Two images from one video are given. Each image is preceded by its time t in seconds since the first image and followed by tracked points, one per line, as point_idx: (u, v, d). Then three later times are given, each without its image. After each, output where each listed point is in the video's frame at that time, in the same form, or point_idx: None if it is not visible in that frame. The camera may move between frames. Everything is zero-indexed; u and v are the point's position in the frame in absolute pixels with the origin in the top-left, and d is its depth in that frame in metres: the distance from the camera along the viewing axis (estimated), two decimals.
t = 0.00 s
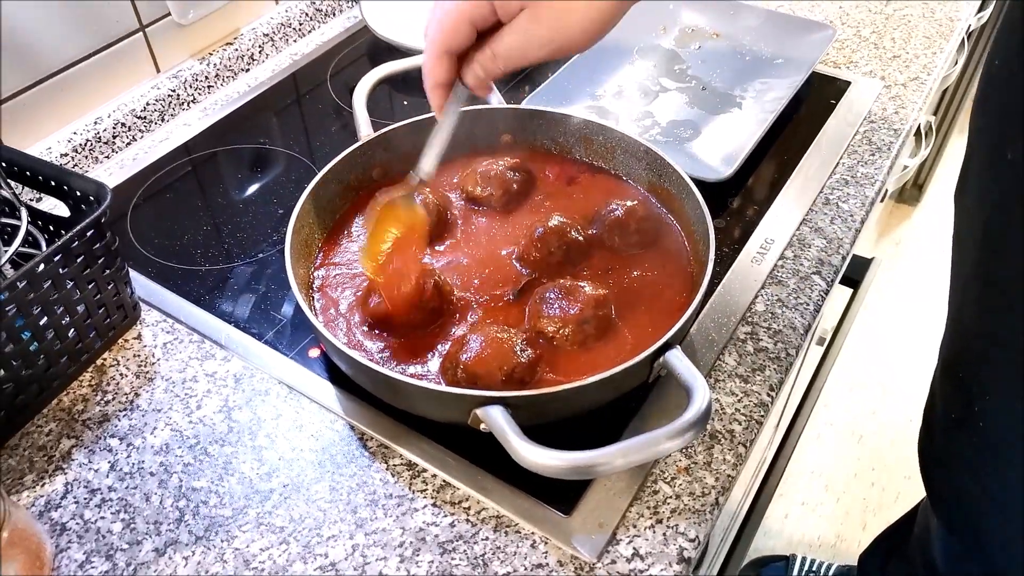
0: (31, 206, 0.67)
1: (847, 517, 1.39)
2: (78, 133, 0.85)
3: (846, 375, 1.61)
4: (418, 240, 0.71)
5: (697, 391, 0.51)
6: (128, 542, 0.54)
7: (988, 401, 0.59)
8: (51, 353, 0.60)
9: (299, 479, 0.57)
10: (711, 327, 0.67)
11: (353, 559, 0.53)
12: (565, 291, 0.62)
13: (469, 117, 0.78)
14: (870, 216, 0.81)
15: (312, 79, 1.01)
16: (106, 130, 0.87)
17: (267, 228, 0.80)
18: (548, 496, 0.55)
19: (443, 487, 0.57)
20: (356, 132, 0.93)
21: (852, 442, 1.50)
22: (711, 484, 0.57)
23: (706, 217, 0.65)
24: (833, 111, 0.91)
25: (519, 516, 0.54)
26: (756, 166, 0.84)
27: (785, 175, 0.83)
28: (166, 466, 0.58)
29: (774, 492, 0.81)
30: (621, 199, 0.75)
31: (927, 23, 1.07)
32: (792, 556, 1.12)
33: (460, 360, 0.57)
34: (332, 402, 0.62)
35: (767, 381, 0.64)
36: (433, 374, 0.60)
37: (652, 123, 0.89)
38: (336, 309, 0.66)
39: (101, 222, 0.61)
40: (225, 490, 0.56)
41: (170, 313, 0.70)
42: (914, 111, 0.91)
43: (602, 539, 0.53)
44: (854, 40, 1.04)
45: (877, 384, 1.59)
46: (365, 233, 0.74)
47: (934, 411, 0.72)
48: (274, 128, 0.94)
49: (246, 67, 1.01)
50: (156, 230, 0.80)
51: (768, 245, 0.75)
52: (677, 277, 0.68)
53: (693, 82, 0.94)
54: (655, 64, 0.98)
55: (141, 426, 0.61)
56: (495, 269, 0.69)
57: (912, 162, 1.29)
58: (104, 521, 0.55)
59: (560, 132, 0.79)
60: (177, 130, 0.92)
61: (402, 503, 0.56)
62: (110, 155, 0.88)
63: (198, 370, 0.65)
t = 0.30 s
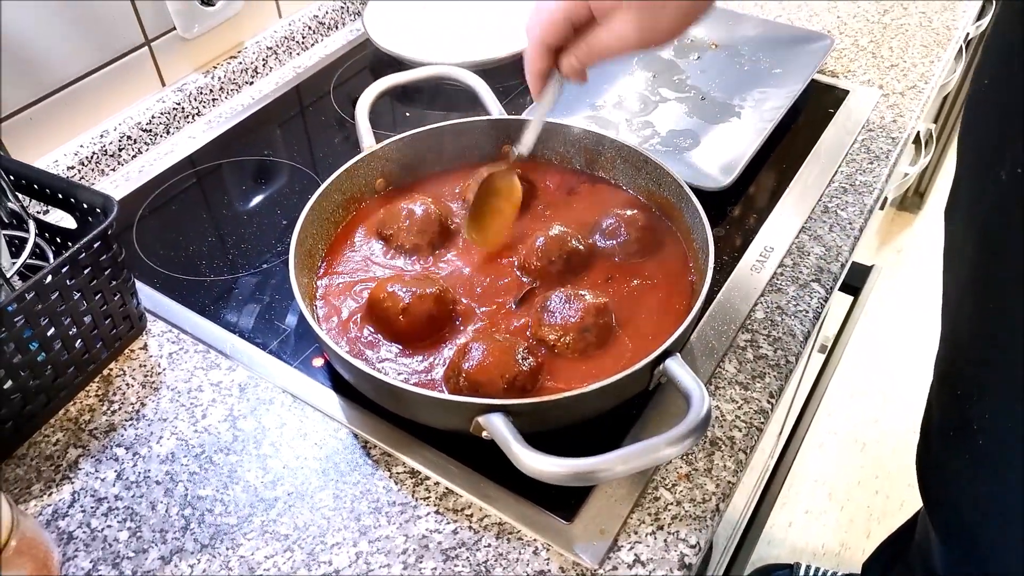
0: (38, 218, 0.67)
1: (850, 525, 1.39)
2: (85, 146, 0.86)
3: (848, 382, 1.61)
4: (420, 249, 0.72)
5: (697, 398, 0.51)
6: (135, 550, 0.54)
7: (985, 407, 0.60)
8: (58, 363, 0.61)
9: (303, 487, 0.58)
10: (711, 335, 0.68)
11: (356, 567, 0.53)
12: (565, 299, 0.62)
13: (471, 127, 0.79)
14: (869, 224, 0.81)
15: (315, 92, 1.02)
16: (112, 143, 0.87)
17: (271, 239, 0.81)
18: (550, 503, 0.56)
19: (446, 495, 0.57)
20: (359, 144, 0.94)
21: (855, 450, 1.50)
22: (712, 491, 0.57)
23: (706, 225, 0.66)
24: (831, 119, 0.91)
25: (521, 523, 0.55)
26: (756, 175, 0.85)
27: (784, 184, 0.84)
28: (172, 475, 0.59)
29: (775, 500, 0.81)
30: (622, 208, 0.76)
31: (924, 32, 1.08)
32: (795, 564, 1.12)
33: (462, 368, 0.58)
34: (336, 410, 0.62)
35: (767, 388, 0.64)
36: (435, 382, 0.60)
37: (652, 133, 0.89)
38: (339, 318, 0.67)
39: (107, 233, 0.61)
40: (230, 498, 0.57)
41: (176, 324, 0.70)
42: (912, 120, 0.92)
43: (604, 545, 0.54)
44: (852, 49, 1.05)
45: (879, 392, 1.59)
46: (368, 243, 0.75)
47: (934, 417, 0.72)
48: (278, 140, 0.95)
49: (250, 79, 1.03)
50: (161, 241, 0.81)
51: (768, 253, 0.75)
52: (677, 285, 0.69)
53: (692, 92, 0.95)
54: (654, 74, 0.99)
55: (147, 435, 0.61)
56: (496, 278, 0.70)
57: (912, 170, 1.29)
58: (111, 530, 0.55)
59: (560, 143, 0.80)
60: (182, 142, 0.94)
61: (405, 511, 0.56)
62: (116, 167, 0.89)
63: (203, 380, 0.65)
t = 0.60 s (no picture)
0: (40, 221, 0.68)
1: (849, 528, 1.40)
2: (86, 150, 0.87)
3: (845, 385, 1.62)
4: (417, 252, 0.72)
5: (692, 397, 0.52)
6: (136, 549, 0.55)
7: (976, 406, 0.61)
8: (60, 364, 0.61)
9: (302, 486, 0.58)
10: (707, 336, 0.68)
11: (355, 565, 0.54)
12: (562, 300, 0.63)
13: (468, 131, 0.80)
14: (863, 226, 0.82)
15: (314, 96, 1.03)
16: (113, 147, 0.88)
17: (270, 241, 0.82)
18: (546, 502, 0.56)
19: (444, 494, 0.58)
20: (357, 148, 0.95)
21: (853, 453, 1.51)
22: (707, 489, 0.58)
23: (701, 227, 0.67)
24: (826, 122, 0.92)
25: (518, 521, 0.56)
26: (751, 177, 0.86)
27: (778, 186, 0.84)
28: (173, 475, 0.59)
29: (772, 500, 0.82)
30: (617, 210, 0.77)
31: (918, 36, 1.09)
32: (793, 566, 1.12)
33: (460, 368, 0.58)
34: (335, 411, 0.63)
35: (762, 387, 0.65)
36: (432, 382, 0.61)
37: (648, 136, 0.90)
38: (338, 319, 0.67)
39: (108, 236, 0.62)
40: (230, 497, 0.58)
41: (177, 326, 0.71)
42: (905, 123, 0.93)
43: (600, 543, 0.54)
44: (846, 53, 1.06)
45: (876, 394, 1.60)
46: (366, 245, 0.75)
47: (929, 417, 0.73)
48: (277, 144, 0.95)
49: (249, 84, 1.04)
50: (162, 244, 0.82)
51: (762, 255, 0.76)
52: (672, 286, 0.70)
53: (688, 96, 0.96)
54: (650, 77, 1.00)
55: (148, 435, 0.62)
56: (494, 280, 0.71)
57: (907, 172, 1.30)
58: (112, 529, 0.56)
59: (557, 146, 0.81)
60: (182, 146, 0.95)
61: (403, 509, 0.57)
62: (116, 171, 0.90)
63: (203, 381, 0.66)
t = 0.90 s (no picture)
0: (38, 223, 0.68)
1: (843, 527, 1.41)
2: (82, 153, 0.87)
3: (839, 385, 1.63)
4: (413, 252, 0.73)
5: (684, 393, 0.53)
6: (134, 547, 0.55)
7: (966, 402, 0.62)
8: (58, 365, 0.62)
9: (299, 485, 0.59)
10: (699, 334, 0.69)
11: (352, 562, 0.54)
12: (556, 299, 0.64)
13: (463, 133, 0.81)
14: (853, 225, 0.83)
15: (309, 99, 1.04)
16: (110, 150, 0.89)
17: (266, 243, 0.82)
18: (541, 499, 0.57)
19: (439, 491, 0.58)
20: (353, 150, 0.95)
21: (847, 453, 1.52)
22: (700, 485, 0.59)
23: (693, 227, 0.67)
24: (817, 124, 0.93)
25: (513, 518, 0.56)
26: (743, 178, 0.87)
27: (770, 187, 0.85)
28: (171, 474, 0.60)
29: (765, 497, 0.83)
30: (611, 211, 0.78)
31: (908, 38, 1.10)
32: (788, 565, 1.13)
33: (455, 367, 0.59)
34: (332, 410, 0.63)
35: (754, 385, 0.66)
36: (428, 381, 0.62)
37: (641, 137, 0.91)
38: (334, 319, 0.68)
39: (106, 237, 0.63)
40: (227, 496, 0.58)
41: (174, 327, 0.72)
42: (896, 123, 0.94)
43: (594, 539, 0.55)
44: (837, 55, 1.07)
45: (870, 395, 1.61)
46: (361, 246, 0.76)
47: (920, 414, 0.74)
48: (273, 146, 0.96)
49: (245, 87, 1.04)
50: (158, 246, 0.82)
51: (754, 254, 0.77)
52: (665, 285, 0.70)
53: (680, 98, 0.97)
54: (643, 80, 1.01)
55: (145, 435, 0.62)
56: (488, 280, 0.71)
57: (899, 173, 1.31)
58: (110, 528, 0.56)
59: (551, 147, 0.82)
60: (178, 149, 0.95)
61: (399, 507, 0.57)
62: (113, 174, 0.90)
63: (200, 381, 0.66)
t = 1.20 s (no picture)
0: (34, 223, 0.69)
1: (838, 526, 1.41)
2: (78, 153, 0.87)
3: (834, 385, 1.64)
4: (408, 250, 0.74)
5: (677, 390, 0.53)
6: (130, 546, 0.55)
7: (958, 399, 0.63)
8: (54, 364, 0.62)
9: (295, 482, 0.59)
10: (693, 332, 0.70)
11: (348, 559, 0.54)
12: (551, 298, 0.64)
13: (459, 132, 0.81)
14: (846, 224, 0.84)
15: (305, 99, 1.04)
16: (105, 150, 0.89)
17: (262, 242, 0.83)
18: (536, 496, 0.57)
19: (435, 489, 0.59)
20: (349, 150, 0.95)
21: (843, 452, 1.52)
22: (694, 482, 0.59)
23: (687, 226, 0.68)
24: (810, 123, 0.94)
25: (509, 515, 0.56)
26: (737, 178, 0.87)
27: (764, 186, 0.86)
28: (167, 472, 0.60)
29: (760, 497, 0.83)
30: (605, 210, 0.78)
31: (901, 38, 1.11)
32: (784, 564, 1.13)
33: (451, 365, 0.59)
34: (328, 408, 0.64)
35: (747, 382, 0.66)
36: (424, 379, 0.62)
37: (635, 137, 0.92)
38: (330, 317, 0.68)
39: (102, 237, 0.63)
40: (223, 494, 0.58)
41: (170, 326, 0.72)
42: (888, 123, 0.94)
43: (589, 536, 0.55)
44: (830, 55, 1.07)
45: (865, 394, 1.62)
46: (356, 246, 0.76)
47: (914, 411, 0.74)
48: (269, 147, 0.96)
49: (240, 87, 1.04)
50: (154, 246, 0.82)
51: (748, 253, 0.77)
52: (660, 284, 0.71)
53: (674, 98, 0.97)
54: (637, 80, 1.01)
55: (142, 434, 0.62)
56: (482, 279, 0.72)
57: (893, 173, 1.32)
58: (106, 526, 0.57)
59: (546, 147, 0.82)
60: (174, 149, 0.95)
61: (395, 504, 0.58)
62: (109, 174, 0.90)
63: (196, 380, 0.67)
